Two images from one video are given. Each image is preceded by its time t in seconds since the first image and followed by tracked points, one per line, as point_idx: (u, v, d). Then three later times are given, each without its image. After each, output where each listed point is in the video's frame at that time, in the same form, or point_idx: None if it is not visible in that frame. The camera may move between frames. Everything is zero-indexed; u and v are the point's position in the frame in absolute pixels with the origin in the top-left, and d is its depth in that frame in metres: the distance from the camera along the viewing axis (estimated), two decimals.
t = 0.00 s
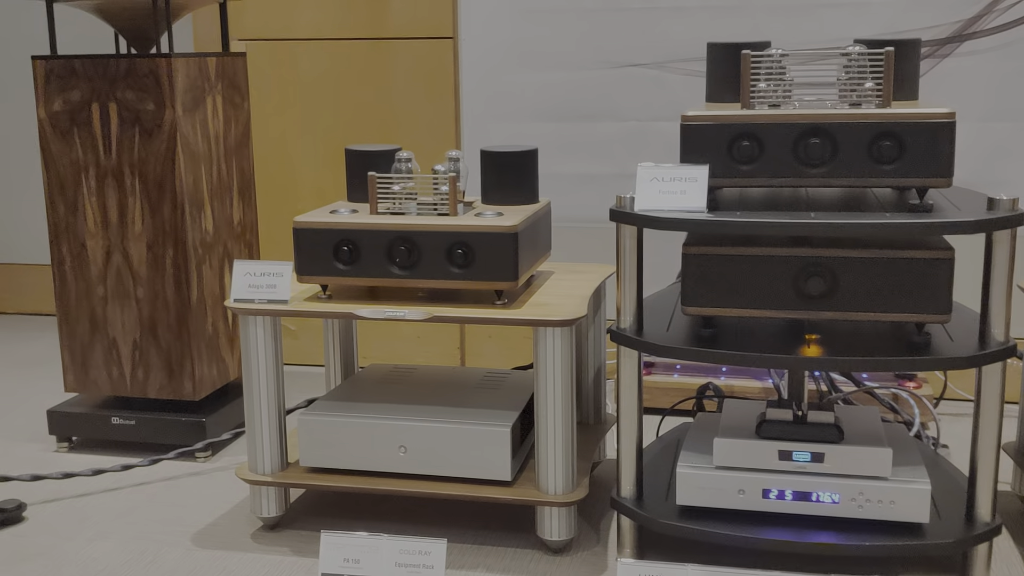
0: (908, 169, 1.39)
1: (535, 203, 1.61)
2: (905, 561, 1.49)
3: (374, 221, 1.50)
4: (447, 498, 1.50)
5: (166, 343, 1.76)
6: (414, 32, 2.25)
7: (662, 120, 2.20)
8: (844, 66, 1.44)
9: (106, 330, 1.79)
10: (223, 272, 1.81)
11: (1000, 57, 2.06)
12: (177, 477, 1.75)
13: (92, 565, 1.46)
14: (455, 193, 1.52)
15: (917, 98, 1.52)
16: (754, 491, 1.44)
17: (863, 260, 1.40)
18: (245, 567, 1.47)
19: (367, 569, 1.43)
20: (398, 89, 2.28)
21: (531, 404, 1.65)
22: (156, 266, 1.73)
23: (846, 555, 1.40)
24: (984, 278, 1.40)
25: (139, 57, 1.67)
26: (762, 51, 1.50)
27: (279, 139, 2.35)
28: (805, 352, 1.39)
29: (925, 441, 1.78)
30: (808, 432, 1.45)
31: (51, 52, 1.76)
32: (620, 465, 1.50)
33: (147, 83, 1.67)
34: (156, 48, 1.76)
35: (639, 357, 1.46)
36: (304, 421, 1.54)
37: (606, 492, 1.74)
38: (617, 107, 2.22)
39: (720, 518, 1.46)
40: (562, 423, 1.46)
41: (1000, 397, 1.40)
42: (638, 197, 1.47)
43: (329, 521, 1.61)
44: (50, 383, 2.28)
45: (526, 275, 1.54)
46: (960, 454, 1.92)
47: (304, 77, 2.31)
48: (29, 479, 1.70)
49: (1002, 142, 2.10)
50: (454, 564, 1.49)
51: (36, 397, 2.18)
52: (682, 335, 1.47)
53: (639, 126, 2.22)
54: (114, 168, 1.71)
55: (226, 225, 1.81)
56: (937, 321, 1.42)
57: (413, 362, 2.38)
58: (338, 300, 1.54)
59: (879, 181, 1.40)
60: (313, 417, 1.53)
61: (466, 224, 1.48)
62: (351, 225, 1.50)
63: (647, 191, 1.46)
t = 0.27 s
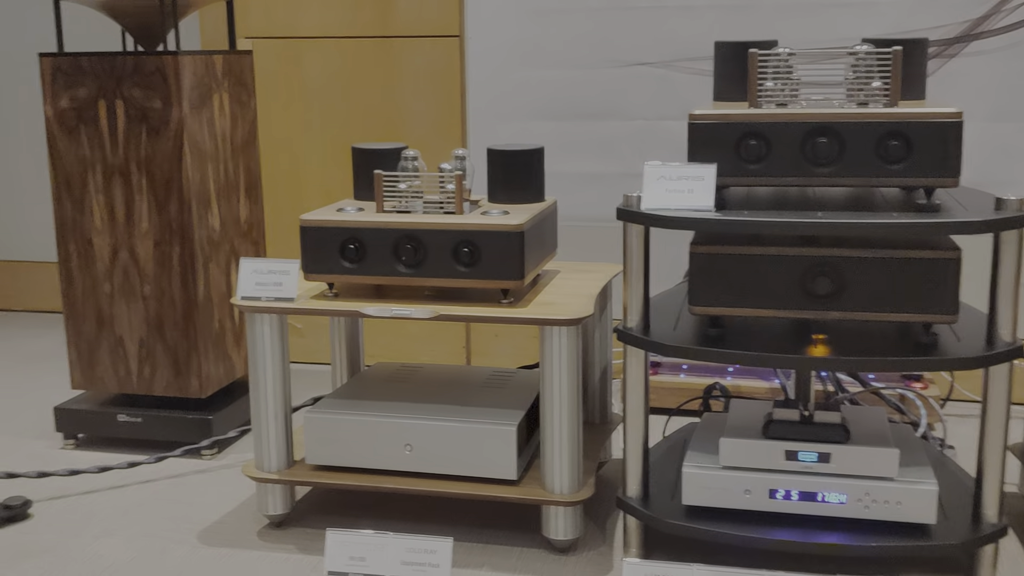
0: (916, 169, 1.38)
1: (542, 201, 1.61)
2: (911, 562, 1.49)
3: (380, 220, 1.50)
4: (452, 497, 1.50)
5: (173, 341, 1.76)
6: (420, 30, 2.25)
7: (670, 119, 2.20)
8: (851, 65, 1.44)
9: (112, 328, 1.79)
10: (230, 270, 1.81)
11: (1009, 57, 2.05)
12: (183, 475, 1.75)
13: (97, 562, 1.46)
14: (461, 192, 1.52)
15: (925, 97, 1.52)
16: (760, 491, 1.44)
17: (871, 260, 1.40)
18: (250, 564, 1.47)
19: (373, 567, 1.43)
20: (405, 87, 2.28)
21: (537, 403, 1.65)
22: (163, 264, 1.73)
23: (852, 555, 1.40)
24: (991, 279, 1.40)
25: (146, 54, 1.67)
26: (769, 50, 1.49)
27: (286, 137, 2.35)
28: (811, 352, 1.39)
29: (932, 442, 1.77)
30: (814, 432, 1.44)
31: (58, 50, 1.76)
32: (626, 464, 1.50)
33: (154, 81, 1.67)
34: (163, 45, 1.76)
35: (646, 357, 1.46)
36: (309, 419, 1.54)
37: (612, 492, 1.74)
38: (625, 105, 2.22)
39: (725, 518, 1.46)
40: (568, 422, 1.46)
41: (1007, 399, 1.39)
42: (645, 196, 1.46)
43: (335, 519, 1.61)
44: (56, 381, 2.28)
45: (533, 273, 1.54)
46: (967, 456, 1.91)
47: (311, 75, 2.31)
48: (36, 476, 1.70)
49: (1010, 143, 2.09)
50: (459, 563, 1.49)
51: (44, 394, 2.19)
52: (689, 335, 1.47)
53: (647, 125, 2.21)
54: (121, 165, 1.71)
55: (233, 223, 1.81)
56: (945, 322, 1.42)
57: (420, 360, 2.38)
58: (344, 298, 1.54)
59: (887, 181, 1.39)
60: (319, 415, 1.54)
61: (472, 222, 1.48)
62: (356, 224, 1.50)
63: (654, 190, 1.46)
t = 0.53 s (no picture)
0: (993, 179, 1.35)
1: (609, 207, 1.61)
2: None
3: (447, 224, 1.51)
4: (516, 500, 1.51)
5: (244, 340, 1.79)
6: (483, 35, 2.26)
7: (738, 125, 2.19)
8: (927, 72, 1.41)
9: (186, 326, 1.83)
10: (299, 271, 1.85)
11: None
12: (250, 471, 1.79)
13: (169, 555, 1.49)
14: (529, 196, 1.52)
15: (1003, 106, 1.49)
16: (827, 503, 1.42)
17: (945, 271, 1.37)
18: (316, 562, 1.49)
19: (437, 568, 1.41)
20: (470, 91, 2.29)
21: (601, 409, 1.65)
22: (236, 265, 1.77)
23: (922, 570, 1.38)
24: None
25: (221, 58, 1.70)
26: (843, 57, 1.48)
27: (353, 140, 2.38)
28: (882, 363, 1.37)
29: (1004, 457, 1.74)
30: (884, 444, 1.42)
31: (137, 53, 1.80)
32: (692, 472, 1.49)
33: (230, 85, 1.70)
34: (239, 49, 1.79)
35: (713, 365, 1.46)
36: (376, 420, 1.56)
37: (676, 500, 1.73)
38: (693, 111, 2.21)
39: (791, 529, 1.45)
40: (633, 429, 1.46)
41: None
42: (716, 202, 1.46)
43: (399, 520, 1.63)
44: (127, 376, 2.34)
45: (599, 279, 1.55)
46: None
47: (377, 79, 2.33)
48: (109, 469, 1.75)
49: None
50: (522, 567, 1.50)
51: (115, 390, 2.24)
52: (757, 344, 1.46)
53: (715, 131, 2.21)
54: (197, 167, 1.75)
55: (304, 225, 1.84)
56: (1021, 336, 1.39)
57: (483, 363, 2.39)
58: (411, 301, 1.55)
59: (963, 190, 1.36)
60: (386, 416, 1.55)
61: (540, 227, 1.48)
62: (425, 227, 1.52)
63: (726, 197, 1.45)
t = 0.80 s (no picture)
0: (1011, 179, 1.33)
1: (626, 208, 1.61)
2: None
3: (464, 225, 1.51)
4: (532, 502, 1.51)
5: (261, 341, 1.80)
6: (498, 37, 2.26)
7: (756, 126, 2.19)
8: (946, 73, 1.40)
9: (203, 327, 1.83)
10: (316, 272, 1.85)
11: None
12: (266, 472, 1.79)
13: (185, 556, 1.50)
14: (544, 197, 1.52)
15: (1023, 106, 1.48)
16: (845, 506, 1.41)
17: (964, 273, 1.36)
18: (332, 563, 1.49)
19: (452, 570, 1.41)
20: (485, 92, 2.29)
21: (617, 411, 1.64)
22: (253, 266, 1.77)
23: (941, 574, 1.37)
24: None
25: (239, 60, 1.71)
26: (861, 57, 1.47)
27: (369, 142, 2.38)
28: (900, 365, 1.36)
29: None
30: (902, 446, 1.42)
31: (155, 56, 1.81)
32: (708, 474, 1.49)
33: (246, 87, 1.71)
34: (256, 51, 1.80)
35: (730, 367, 1.46)
36: (392, 421, 1.56)
37: (692, 502, 1.73)
38: (710, 112, 2.21)
39: (809, 532, 1.44)
40: (649, 431, 1.45)
41: None
42: (731, 203, 1.44)
43: (415, 521, 1.63)
44: (143, 377, 2.35)
45: (615, 280, 1.54)
46: None
47: (393, 81, 2.34)
48: (127, 470, 1.75)
49: None
50: (538, 569, 1.50)
51: (133, 390, 2.25)
52: (775, 345, 1.45)
53: (733, 132, 2.20)
54: (213, 169, 1.75)
55: (320, 226, 1.85)
56: None
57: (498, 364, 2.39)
58: (427, 302, 1.55)
59: (982, 191, 1.34)
60: (401, 417, 1.55)
61: (556, 228, 1.48)
62: (440, 229, 1.52)
63: (740, 198, 1.43)
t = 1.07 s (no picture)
0: None
1: (648, 210, 1.61)
2: None
3: (486, 227, 1.51)
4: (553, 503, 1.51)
5: (284, 339, 1.81)
6: (519, 38, 2.27)
7: (778, 128, 2.18)
8: (971, 76, 1.39)
9: (227, 325, 1.84)
10: (338, 272, 1.87)
11: None
12: (287, 470, 1.80)
13: (207, 553, 1.51)
14: (567, 199, 1.52)
15: None
16: (867, 510, 1.41)
17: (989, 277, 1.35)
18: (353, 562, 1.50)
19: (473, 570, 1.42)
20: (507, 92, 2.30)
21: (639, 413, 1.65)
22: (276, 265, 1.78)
23: None
24: None
25: (263, 61, 1.71)
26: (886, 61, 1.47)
27: (392, 142, 2.39)
28: (923, 369, 1.36)
29: None
30: (925, 451, 1.41)
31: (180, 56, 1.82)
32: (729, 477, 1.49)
33: (271, 87, 1.71)
34: (280, 52, 1.81)
35: (753, 371, 1.45)
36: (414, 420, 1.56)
37: (713, 505, 1.73)
38: (732, 113, 2.20)
39: (831, 536, 1.44)
40: (671, 433, 1.45)
41: None
42: (756, 206, 1.44)
43: (435, 521, 1.64)
44: (166, 375, 2.37)
45: (637, 283, 1.54)
46: None
47: (416, 81, 2.34)
48: (149, 467, 1.77)
49: None
50: (558, 570, 1.50)
51: (157, 388, 2.27)
52: (798, 349, 1.45)
53: (755, 134, 2.20)
54: (238, 169, 1.76)
55: (342, 226, 1.86)
56: None
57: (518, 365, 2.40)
58: (449, 302, 1.56)
59: (1007, 196, 1.34)
60: (422, 417, 1.56)
61: (579, 230, 1.48)
62: (463, 230, 1.52)
63: (765, 202, 1.43)
